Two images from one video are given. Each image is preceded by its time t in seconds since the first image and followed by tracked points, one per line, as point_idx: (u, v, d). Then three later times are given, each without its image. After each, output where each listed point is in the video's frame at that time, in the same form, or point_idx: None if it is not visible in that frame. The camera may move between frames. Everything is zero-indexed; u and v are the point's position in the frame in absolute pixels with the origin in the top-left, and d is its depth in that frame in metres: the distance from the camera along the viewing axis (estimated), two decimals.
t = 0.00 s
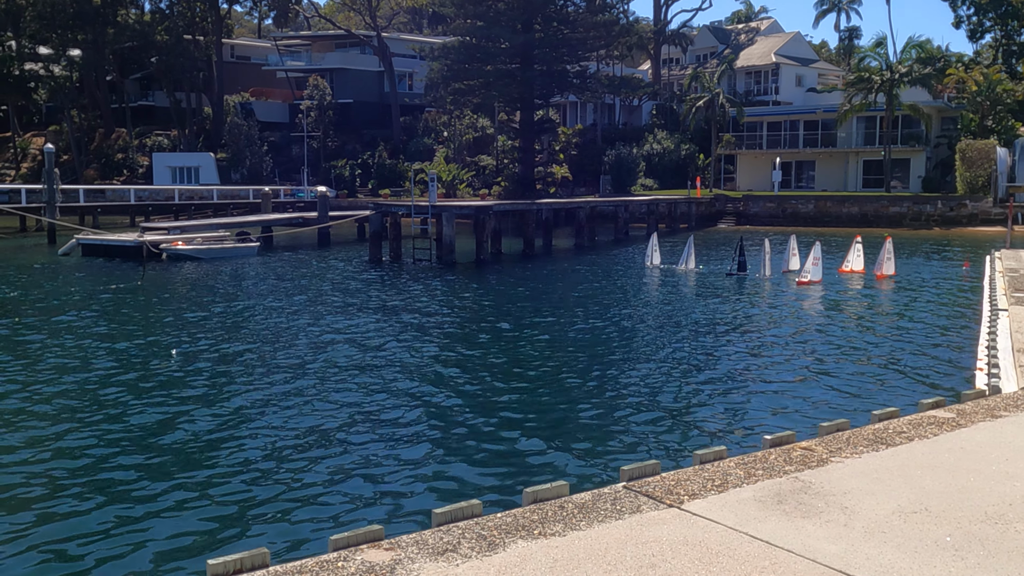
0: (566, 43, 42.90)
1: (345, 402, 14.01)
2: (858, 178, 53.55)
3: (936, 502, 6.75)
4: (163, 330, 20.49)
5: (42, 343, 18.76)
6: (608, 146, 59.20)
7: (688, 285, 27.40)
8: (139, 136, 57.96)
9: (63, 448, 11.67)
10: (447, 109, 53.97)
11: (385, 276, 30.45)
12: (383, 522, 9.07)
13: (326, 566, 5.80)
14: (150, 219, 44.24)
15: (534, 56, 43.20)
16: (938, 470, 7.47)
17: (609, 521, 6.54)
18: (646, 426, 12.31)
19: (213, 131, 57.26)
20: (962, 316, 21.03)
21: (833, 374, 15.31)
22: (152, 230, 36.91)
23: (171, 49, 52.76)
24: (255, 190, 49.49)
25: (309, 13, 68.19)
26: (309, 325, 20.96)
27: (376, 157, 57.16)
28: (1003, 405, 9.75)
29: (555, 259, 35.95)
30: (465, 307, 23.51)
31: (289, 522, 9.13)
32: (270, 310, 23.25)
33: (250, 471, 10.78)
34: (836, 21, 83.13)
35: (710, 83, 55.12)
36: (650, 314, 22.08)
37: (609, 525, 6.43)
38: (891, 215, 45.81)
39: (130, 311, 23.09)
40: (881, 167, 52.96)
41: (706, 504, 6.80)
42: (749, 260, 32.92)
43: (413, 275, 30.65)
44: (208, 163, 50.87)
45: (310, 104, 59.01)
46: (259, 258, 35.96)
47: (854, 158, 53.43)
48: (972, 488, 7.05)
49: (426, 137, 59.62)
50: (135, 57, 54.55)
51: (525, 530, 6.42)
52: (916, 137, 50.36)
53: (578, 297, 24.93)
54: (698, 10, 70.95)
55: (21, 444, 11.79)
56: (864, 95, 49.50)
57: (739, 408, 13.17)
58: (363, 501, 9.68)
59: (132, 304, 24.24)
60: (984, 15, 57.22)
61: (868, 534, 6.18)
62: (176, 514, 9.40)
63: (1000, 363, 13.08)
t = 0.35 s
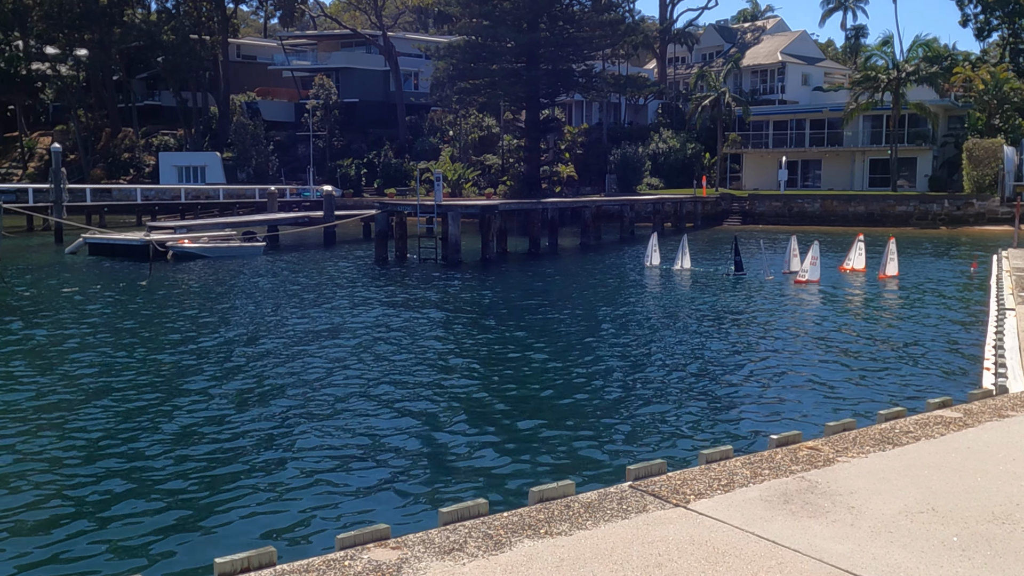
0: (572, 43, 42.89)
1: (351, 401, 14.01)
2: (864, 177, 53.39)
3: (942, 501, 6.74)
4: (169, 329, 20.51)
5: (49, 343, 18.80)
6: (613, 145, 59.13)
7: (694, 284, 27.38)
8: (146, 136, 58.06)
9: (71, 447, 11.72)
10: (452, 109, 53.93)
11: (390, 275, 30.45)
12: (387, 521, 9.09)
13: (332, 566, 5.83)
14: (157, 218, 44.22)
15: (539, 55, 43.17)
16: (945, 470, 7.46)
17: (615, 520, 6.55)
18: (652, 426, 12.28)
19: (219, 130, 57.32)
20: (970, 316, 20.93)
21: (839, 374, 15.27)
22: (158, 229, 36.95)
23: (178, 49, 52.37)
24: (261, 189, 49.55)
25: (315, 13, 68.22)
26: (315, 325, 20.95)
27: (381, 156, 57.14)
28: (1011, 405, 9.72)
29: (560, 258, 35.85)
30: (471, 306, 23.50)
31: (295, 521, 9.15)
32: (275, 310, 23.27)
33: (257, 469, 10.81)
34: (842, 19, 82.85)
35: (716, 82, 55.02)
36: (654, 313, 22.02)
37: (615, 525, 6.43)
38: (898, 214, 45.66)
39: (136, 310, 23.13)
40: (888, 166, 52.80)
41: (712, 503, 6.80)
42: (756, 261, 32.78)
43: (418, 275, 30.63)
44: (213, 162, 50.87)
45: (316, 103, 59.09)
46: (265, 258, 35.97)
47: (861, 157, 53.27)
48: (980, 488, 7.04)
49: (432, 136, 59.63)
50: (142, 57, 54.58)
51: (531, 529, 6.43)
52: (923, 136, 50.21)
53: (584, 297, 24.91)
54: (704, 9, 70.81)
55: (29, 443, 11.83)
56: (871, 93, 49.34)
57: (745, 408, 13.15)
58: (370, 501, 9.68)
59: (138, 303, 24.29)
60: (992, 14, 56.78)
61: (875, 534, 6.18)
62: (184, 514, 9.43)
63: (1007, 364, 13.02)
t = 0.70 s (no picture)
0: (579, 43, 42.87)
1: (358, 401, 14.03)
2: (872, 178, 53.23)
3: (951, 503, 6.72)
4: (177, 329, 20.57)
5: (58, 343, 18.85)
6: (620, 145, 59.09)
7: (700, 284, 27.34)
8: (154, 136, 58.22)
9: (80, 447, 11.78)
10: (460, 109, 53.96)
11: (397, 275, 30.49)
12: (394, 521, 9.10)
13: (340, 565, 5.85)
14: (165, 219, 44.36)
15: (547, 55, 43.24)
16: (954, 471, 7.44)
17: (623, 520, 6.55)
18: (659, 427, 12.27)
19: (228, 130, 57.48)
20: (979, 316, 20.88)
21: (848, 374, 15.27)
22: (166, 230, 37.04)
23: (187, 49, 52.35)
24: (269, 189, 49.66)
25: (322, 13, 68.32)
26: (322, 325, 20.97)
27: (389, 157, 57.18)
28: (1020, 407, 9.70)
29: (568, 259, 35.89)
30: (477, 306, 23.53)
31: (303, 521, 9.17)
32: (283, 310, 23.32)
33: (265, 470, 10.83)
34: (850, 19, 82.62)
35: (724, 82, 54.95)
36: (660, 314, 22.01)
37: (622, 525, 6.43)
38: (906, 214, 45.50)
39: (144, 310, 23.20)
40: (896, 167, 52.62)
41: (720, 504, 6.80)
42: (762, 261, 32.73)
43: (425, 275, 30.63)
44: (220, 162, 50.91)
45: (323, 104, 59.25)
46: (273, 258, 36.05)
47: (869, 156, 52.97)
48: (988, 489, 7.02)
49: (439, 137, 59.67)
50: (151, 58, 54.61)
51: (538, 530, 6.44)
52: (931, 136, 50.06)
53: (591, 297, 24.88)
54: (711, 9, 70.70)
55: (38, 443, 11.89)
56: (879, 93, 49.18)
57: (754, 408, 13.15)
58: (378, 501, 9.69)
59: (147, 303, 24.36)
60: (1001, 14, 56.56)
61: (883, 535, 6.16)
62: (192, 514, 9.46)
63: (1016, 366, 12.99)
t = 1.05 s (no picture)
0: (586, 42, 42.87)
1: (367, 401, 14.04)
2: (881, 177, 53.01)
3: (961, 503, 6.71)
4: (186, 328, 20.64)
5: (67, 343, 18.90)
6: (628, 144, 59.01)
7: (708, 284, 27.30)
8: (163, 136, 58.43)
9: (91, 446, 11.84)
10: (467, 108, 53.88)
11: (406, 275, 30.52)
12: (402, 519, 9.13)
13: (350, 563, 5.88)
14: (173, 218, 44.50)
15: (555, 55, 43.25)
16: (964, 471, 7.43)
17: (631, 519, 6.56)
18: (666, 426, 12.29)
19: (236, 130, 57.61)
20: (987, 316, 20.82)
21: (856, 374, 15.24)
22: (175, 229, 37.17)
23: (195, 49, 52.66)
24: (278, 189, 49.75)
25: (330, 13, 68.45)
26: (330, 324, 20.97)
27: (396, 156, 57.19)
28: None
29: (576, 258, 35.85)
30: (485, 306, 23.53)
31: (312, 520, 9.20)
32: (292, 309, 23.37)
33: (275, 468, 10.88)
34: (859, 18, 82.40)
35: (732, 81, 54.85)
36: (666, 313, 21.99)
37: (631, 525, 6.44)
38: (915, 213, 45.31)
39: (154, 309, 23.28)
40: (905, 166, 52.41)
41: (729, 503, 6.80)
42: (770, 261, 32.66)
43: (433, 275, 30.61)
44: (230, 162, 51.15)
45: (331, 103, 59.41)
46: (281, 258, 36.12)
47: (878, 156, 52.94)
48: (999, 489, 7.00)
49: (447, 136, 59.67)
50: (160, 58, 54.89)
51: (548, 528, 6.46)
52: (940, 135, 49.88)
53: (599, 296, 24.85)
54: (720, 9, 70.48)
55: (50, 442, 11.96)
56: (887, 92, 49.02)
57: (761, 408, 13.14)
58: (387, 500, 9.70)
59: (157, 303, 24.44)
60: (1011, 12, 56.30)
61: (892, 535, 6.16)
62: (202, 512, 9.51)
63: None
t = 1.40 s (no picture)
0: (595, 42, 42.86)
1: (376, 400, 14.10)
2: (891, 177, 52.82)
3: (971, 504, 6.70)
4: (196, 328, 20.75)
5: (78, 342, 19.02)
6: (637, 145, 58.98)
7: (716, 284, 27.27)
8: (173, 137, 58.71)
9: (102, 445, 11.92)
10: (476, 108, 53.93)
11: (414, 275, 30.58)
12: (412, 519, 9.16)
13: (361, 561, 5.93)
14: (183, 219, 44.71)
15: (563, 55, 43.16)
16: (974, 472, 7.41)
17: (641, 519, 6.58)
18: (674, 426, 12.31)
19: (245, 131, 57.80)
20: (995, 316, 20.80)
21: (866, 373, 15.27)
22: (185, 230, 37.34)
23: (204, 49, 52.86)
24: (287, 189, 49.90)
25: (339, 14, 68.64)
26: (339, 325, 21.05)
27: (405, 157, 57.23)
28: None
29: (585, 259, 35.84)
30: (493, 306, 23.59)
31: (322, 518, 9.24)
32: (301, 309, 23.47)
33: (285, 468, 10.92)
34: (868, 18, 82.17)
35: (741, 81, 54.77)
36: (674, 313, 21.98)
37: (640, 525, 6.46)
38: (925, 214, 45.19)
39: (164, 309, 23.44)
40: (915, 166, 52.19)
41: (738, 504, 6.82)
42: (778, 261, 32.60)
43: (441, 275, 30.68)
44: (238, 162, 51.14)
45: (340, 104, 59.60)
46: (290, 258, 36.23)
47: (887, 156, 52.73)
48: (1010, 490, 6.99)
49: (456, 136, 59.72)
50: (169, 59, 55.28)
51: (557, 527, 6.49)
52: (950, 135, 49.71)
53: (607, 297, 24.88)
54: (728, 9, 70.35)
55: (62, 441, 12.05)
56: (897, 92, 48.86)
57: (770, 407, 13.17)
58: (397, 500, 9.72)
59: (166, 302, 24.57)
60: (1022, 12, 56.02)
61: (902, 535, 6.16)
62: (214, 510, 9.56)
63: None
